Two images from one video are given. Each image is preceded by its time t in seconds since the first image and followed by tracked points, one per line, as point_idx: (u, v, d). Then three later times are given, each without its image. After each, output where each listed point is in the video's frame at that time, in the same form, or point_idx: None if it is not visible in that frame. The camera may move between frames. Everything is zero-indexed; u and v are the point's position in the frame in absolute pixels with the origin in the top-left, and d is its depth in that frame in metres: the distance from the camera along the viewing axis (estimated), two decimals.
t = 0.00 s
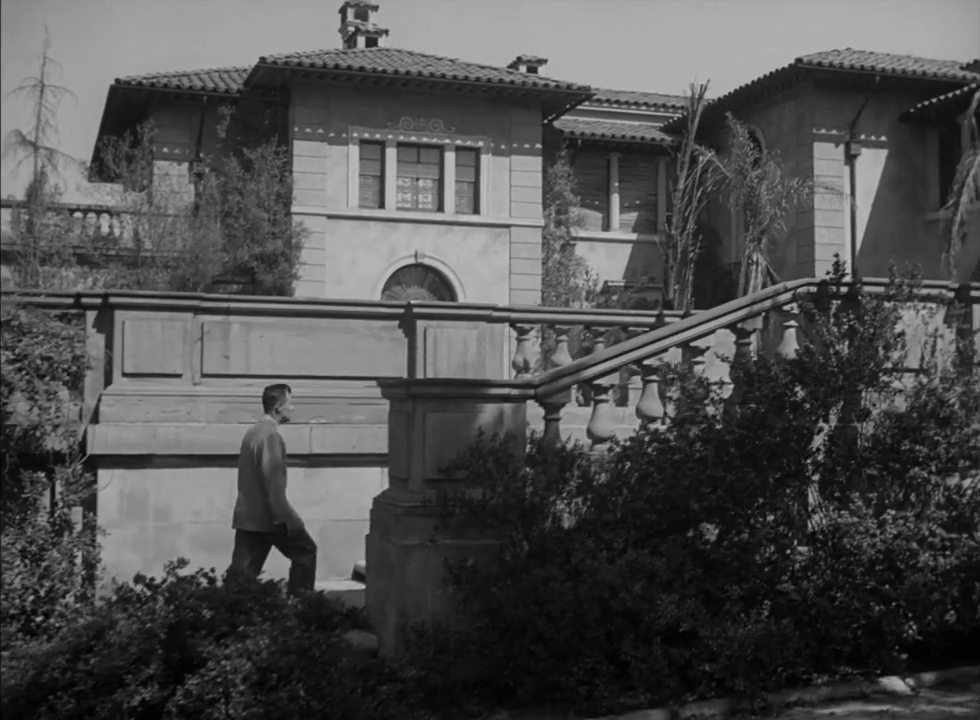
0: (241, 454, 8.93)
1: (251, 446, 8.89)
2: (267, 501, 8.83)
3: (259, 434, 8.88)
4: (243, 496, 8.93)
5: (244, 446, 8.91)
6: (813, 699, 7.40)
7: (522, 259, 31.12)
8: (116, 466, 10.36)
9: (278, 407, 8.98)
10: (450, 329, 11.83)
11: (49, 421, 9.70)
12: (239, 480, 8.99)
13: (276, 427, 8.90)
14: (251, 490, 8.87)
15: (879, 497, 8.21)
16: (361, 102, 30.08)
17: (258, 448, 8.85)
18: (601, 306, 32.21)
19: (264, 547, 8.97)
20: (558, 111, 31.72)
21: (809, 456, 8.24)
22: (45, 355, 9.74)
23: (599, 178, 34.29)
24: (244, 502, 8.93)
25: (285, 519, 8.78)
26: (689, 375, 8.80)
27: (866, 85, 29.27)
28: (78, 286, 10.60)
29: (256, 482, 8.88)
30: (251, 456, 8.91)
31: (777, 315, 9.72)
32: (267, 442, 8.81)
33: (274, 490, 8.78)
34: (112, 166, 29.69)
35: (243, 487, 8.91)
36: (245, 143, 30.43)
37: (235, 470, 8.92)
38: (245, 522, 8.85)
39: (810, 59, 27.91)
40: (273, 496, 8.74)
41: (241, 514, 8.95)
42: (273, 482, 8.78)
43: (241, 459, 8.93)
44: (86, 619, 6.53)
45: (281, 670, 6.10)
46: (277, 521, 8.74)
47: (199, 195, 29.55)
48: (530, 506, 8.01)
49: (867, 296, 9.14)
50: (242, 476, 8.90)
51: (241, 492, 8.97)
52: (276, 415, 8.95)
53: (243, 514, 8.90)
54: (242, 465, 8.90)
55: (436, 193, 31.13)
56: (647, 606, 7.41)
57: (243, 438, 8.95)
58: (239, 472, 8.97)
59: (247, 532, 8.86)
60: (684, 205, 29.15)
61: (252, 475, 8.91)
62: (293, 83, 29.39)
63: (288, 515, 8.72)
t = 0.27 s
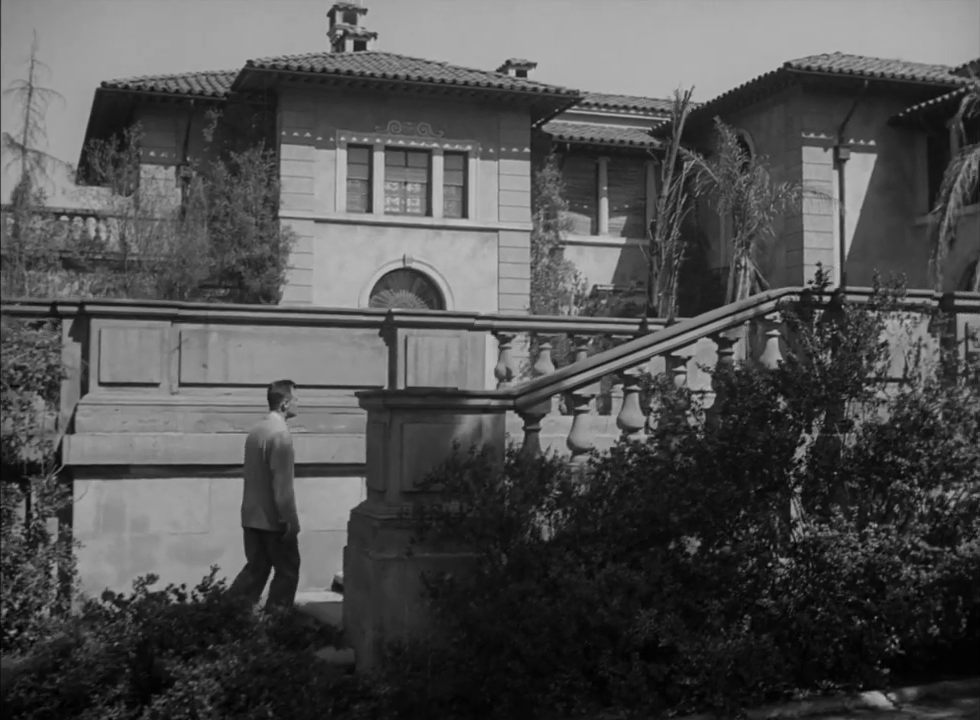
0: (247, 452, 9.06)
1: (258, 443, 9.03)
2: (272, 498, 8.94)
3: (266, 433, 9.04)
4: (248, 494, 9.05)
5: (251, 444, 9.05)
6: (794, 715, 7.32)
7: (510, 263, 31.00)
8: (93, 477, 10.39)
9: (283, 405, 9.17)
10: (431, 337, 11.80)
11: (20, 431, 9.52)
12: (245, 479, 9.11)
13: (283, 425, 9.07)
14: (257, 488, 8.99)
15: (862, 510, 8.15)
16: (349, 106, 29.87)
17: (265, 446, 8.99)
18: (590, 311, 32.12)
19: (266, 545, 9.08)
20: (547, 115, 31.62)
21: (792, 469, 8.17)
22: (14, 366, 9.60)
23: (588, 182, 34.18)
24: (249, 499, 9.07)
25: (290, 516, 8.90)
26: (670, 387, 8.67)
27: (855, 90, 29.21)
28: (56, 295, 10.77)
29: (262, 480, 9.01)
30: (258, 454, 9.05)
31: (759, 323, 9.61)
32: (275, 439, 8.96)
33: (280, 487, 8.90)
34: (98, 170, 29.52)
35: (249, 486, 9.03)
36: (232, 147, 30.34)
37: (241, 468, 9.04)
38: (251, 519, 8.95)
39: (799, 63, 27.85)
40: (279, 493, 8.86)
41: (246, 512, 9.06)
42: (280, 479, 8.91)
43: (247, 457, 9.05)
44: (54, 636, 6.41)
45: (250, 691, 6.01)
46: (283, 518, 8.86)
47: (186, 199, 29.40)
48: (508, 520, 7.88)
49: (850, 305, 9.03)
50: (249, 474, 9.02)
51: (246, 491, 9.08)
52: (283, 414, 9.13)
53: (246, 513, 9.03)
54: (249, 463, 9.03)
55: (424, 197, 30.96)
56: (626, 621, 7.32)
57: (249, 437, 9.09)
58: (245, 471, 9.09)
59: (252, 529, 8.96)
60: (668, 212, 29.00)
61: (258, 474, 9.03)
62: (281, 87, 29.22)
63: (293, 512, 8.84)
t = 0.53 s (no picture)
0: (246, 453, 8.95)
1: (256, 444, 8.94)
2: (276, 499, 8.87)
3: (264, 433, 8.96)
4: (248, 496, 8.93)
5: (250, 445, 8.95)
6: None
7: (498, 265, 30.86)
8: (67, 486, 10.34)
9: (278, 405, 9.13)
10: (410, 344, 11.65)
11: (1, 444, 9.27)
12: (242, 481, 8.97)
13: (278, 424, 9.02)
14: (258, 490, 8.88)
15: (840, 523, 8.05)
16: (335, 108, 29.68)
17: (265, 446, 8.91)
18: (577, 314, 31.98)
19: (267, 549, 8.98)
20: (534, 117, 31.48)
21: (772, 482, 8.07)
22: None
23: (576, 184, 34.04)
24: (248, 501, 8.94)
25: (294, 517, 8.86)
26: (647, 396, 8.53)
27: (843, 93, 29.13)
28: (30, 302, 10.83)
29: (262, 481, 8.91)
30: (256, 455, 8.97)
31: (741, 331, 9.50)
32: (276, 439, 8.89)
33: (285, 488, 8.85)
34: (84, 172, 29.35)
35: (250, 488, 8.91)
36: (217, 149, 30.00)
37: (240, 469, 8.93)
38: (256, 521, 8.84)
39: (787, 65, 27.75)
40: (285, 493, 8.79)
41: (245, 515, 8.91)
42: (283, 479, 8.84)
43: (245, 460, 8.94)
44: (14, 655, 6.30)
45: (211, 711, 6.10)
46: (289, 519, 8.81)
47: (172, 202, 29.23)
48: (481, 533, 7.74)
49: (832, 314, 8.90)
50: (250, 475, 8.92)
51: (244, 493, 8.94)
52: (275, 414, 9.08)
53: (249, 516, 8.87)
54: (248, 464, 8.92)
55: (412, 200, 30.88)
56: (601, 637, 7.20)
57: (246, 437, 8.98)
58: (242, 473, 8.96)
59: (255, 532, 8.85)
60: (650, 217, 28.93)
61: (258, 476, 8.93)
62: (266, 89, 29.05)
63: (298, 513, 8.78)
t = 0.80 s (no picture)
0: (246, 459, 8.91)
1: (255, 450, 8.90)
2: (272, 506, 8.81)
3: (264, 439, 8.92)
4: (247, 502, 8.89)
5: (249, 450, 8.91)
6: None
7: (487, 268, 30.75)
8: (43, 495, 10.21)
9: (278, 412, 9.11)
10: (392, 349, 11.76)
11: None
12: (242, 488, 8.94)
13: (278, 431, 8.98)
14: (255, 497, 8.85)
15: (822, 533, 8.00)
16: (323, 110, 29.65)
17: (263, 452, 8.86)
18: (566, 316, 31.88)
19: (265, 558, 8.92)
20: (524, 119, 31.36)
21: (755, 488, 7.96)
22: None
23: (565, 187, 33.91)
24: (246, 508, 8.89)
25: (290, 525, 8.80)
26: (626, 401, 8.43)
27: (833, 95, 29.09)
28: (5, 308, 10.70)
29: (261, 488, 8.88)
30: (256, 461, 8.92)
31: (724, 339, 9.45)
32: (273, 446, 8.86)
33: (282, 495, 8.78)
34: (70, 174, 29.18)
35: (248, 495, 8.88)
36: (205, 151, 29.90)
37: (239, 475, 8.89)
38: (252, 527, 8.79)
39: (776, 68, 27.69)
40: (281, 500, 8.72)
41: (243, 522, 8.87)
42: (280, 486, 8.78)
43: (244, 466, 8.91)
44: None
45: None
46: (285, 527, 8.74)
47: (159, 204, 29.08)
48: (457, 542, 7.61)
49: (815, 320, 8.83)
50: (249, 481, 8.88)
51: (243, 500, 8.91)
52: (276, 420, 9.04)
53: (247, 521, 8.84)
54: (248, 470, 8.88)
55: (400, 202, 30.57)
56: (578, 650, 7.12)
57: (246, 442, 8.94)
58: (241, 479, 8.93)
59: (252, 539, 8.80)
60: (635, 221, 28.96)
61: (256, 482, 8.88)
62: (254, 90, 28.97)
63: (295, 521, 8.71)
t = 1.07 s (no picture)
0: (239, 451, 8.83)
1: (248, 444, 8.85)
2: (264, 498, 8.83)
3: (258, 431, 8.84)
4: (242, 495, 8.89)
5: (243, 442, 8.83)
6: None
7: (471, 270, 30.64)
8: (13, 505, 10.27)
9: (273, 404, 9.01)
10: (367, 356, 11.79)
11: None
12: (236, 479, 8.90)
13: (271, 424, 8.91)
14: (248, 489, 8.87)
15: (797, 545, 7.91)
16: (307, 111, 29.38)
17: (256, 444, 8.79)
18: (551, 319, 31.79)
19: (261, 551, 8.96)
20: (509, 122, 31.22)
21: (733, 498, 7.85)
22: None
23: (550, 189, 33.74)
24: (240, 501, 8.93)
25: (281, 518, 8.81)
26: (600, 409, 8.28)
27: (818, 97, 29.04)
28: None
29: (254, 481, 8.89)
30: (250, 453, 8.88)
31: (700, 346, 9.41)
32: (265, 439, 8.80)
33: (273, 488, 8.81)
34: (51, 174, 28.87)
35: (241, 488, 8.89)
36: (187, 152, 29.80)
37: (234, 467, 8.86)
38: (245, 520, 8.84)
39: (761, 71, 27.62)
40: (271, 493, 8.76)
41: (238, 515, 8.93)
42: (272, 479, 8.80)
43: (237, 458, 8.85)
44: None
45: None
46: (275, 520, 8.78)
47: (141, 205, 28.91)
48: (427, 554, 7.47)
49: (792, 328, 8.73)
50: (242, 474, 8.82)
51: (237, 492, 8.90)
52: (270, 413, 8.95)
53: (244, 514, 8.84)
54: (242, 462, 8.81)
55: (384, 204, 30.46)
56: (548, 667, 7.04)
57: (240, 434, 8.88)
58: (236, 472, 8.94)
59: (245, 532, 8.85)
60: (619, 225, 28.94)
61: (249, 475, 8.88)
62: (237, 92, 28.83)
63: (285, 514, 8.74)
